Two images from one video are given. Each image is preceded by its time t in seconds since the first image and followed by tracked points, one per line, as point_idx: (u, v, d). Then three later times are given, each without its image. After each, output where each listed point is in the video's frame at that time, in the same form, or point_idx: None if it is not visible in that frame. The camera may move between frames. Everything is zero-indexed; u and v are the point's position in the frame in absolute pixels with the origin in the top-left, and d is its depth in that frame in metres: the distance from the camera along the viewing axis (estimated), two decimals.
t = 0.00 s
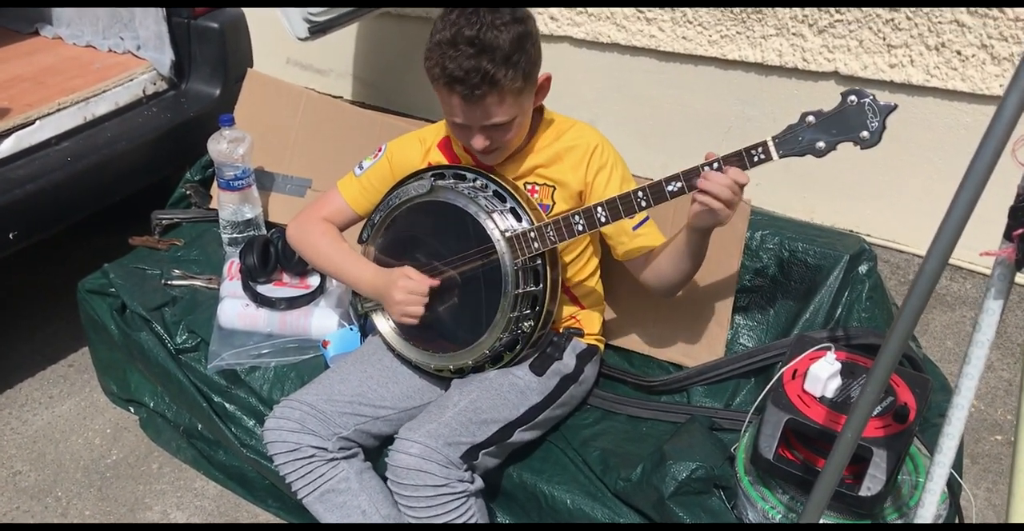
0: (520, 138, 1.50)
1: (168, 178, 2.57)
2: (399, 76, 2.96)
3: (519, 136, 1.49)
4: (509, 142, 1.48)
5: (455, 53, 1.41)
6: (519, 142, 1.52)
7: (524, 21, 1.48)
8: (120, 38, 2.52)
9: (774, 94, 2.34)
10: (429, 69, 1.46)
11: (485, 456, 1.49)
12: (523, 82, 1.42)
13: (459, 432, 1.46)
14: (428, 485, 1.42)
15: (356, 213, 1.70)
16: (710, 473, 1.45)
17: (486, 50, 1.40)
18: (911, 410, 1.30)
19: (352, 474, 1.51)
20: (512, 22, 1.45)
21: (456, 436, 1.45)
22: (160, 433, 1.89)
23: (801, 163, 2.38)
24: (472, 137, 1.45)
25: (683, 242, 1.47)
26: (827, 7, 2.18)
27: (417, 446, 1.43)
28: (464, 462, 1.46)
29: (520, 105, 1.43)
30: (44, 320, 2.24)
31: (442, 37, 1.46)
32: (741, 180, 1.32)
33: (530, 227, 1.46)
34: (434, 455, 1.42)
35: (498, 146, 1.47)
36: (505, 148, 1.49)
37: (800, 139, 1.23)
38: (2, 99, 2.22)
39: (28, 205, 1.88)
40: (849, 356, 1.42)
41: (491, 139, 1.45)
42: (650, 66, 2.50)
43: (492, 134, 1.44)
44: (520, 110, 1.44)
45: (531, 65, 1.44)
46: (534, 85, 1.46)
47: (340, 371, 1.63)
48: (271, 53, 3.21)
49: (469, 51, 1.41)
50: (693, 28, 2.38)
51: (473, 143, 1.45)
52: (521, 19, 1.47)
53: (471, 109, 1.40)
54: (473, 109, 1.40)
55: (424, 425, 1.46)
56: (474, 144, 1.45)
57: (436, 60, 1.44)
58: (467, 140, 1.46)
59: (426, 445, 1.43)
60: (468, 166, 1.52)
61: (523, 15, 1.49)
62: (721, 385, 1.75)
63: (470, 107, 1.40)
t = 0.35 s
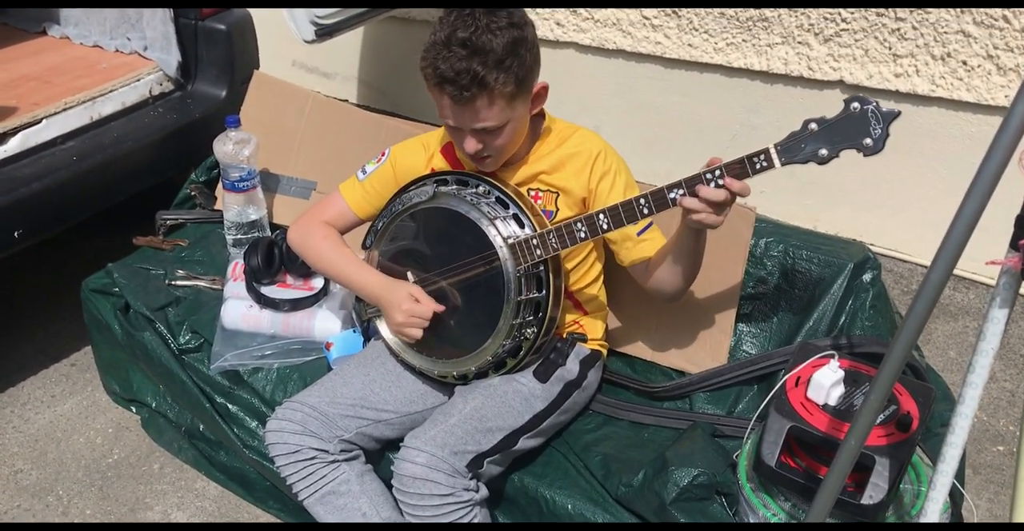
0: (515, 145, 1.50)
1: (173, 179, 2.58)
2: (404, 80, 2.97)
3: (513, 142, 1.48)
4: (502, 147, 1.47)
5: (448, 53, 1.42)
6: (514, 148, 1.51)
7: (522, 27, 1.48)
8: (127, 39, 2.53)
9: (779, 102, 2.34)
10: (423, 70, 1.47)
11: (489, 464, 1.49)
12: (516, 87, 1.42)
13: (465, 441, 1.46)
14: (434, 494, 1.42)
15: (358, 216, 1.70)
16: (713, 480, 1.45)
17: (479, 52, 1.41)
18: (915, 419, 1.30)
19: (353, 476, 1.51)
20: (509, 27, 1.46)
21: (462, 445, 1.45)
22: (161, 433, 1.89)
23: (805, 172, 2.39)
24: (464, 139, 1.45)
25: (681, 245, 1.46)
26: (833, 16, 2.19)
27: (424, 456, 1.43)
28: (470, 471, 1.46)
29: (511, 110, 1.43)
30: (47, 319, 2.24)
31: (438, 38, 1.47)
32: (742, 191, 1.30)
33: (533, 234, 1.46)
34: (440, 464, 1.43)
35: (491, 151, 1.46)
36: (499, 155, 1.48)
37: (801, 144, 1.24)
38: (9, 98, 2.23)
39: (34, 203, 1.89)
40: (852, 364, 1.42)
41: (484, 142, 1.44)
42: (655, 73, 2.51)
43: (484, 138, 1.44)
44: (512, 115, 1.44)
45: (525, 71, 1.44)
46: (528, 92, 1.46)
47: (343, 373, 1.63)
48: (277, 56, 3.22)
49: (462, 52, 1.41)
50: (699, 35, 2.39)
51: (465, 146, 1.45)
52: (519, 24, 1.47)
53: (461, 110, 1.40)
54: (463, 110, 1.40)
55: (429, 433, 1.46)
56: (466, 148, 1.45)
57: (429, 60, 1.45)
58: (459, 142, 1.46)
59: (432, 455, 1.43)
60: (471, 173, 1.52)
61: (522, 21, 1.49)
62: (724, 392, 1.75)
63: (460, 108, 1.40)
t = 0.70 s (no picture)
0: (517, 151, 1.49)
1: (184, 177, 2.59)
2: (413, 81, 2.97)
3: (513, 148, 1.47)
4: (500, 151, 1.46)
5: (452, 52, 1.45)
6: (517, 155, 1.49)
7: (530, 36, 1.48)
8: (138, 37, 2.55)
9: (788, 108, 2.35)
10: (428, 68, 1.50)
11: (493, 470, 1.50)
12: (515, 92, 1.42)
13: (468, 448, 1.46)
14: (437, 501, 1.43)
15: (368, 216, 1.71)
16: (718, 484, 1.45)
17: (480, 53, 1.43)
18: (921, 426, 1.29)
19: (358, 475, 1.52)
20: (516, 34, 1.47)
21: (465, 452, 1.46)
22: (169, 431, 1.90)
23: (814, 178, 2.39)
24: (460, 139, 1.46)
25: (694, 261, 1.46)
26: (843, 23, 2.19)
27: (427, 463, 1.43)
28: (473, 478, 1.47)
29: (509, 114, 1.43)
30: (56, 315, 2.25)
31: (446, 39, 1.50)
32: (759, 213, 1.29)
33: (542, 244, 1.47)
34: (443, 471, 1.43)
35: (488, 154, 1.46)
36: (497, 159, 1.47)
37: (816, 169, 1.21)
38: (21, 95, 2.24)
39: (45, 200, 1.90)
40: (859, 370, 1.42)
41: (480, 144, 1.44)
42: (664, 77, 2.51)
43: (479, 140, 1.44)
44: (510, 120, 1.43)
45: (526, 77, 1.44)
46: (530, 99, 1.45)
47: (350, 373, 1.64)
48: (288, 56, 3.24)
49: (464, 52, 1.43)
50: (709, 40, 2.39)
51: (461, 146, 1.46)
52: (527, 33, 1.48)
53: (456, 108, 1.42)
54: (458, 109, 1.42)
55: (434, 441, 1.46)
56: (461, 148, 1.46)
57: (434, 57, 1.48)
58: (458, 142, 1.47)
59: (435, 462, 1.43)
60: (481, 179, 1.53)
61: (532, 31, 1.50)
62: (730, 397, 1.76)
63: (456, 107, 1.42)
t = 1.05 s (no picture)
0: (532, 153, 1.51)
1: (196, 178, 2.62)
2: (425, 84, 2.99)
3: (529, 151, 1.49)
4: (516, 153, 1.48)
5: (484, 50, 1.45)
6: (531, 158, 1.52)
7: (564, 45, 1.49)
8: (153, 38, 2.57)
9: (798, 112, 2.35)
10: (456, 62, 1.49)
11: (502, 472, 1.50)
12: (542, 99, 1.44)
13: (477, 450, 1.47)
14: (446, 502, 1.44)
15: (379, 219, 1.72)
16: (728, 485, 1.45)
17: (513, 56, 1.43)
18: (931, 429, 1.30)
19: (368, 474, 1.53)
20: (550, 41, 1.48)
21: (473, 453, 1.47)
22: (180, 429, 1.91)
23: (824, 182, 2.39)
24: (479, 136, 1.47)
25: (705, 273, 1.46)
26: (854, 28, 2.19)
27: (435, 464, 1.45)
28: (481, 479, 1.48)
29: (532, 120, 1.44)
30: (69, 313, 2.28)
31: (479, 36, 1.50)
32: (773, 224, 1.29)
33: (553, 250, 1.47)
34: (451, 473, 1.44)
35: (505, 154, 1.48)
36: (512, 160, 1.49)
37: (831, 184, 1.21)
38: (37, 95, 2.27)
39: (61, 199, 1.92)
40: (869, 373, 1.42)
41: (498, 143, 1.46)
42: (675, 80, 2.52)
43: (499, 140, 1.45)
44: (532, 125, 1.45)
45: (555, 86, 1.46)
46: (554, 107, 1.47)
47: (361, 372, 1.66)
48: (300, 58, 3.26)
49: (497, 52, 1.44)
50: (719, 44, 2.40)
51: (479, 142, 1.46)
52: (560, 41, 1.49)
53: (482, 106, 1.43)
54: (485, 107, 1.43)
55: (443, 444, 1.47)
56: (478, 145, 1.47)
57: (465, 51, 1.48)
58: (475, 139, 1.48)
59: (443, 463, 1.44)
60: (493, 183, 1.54)
61: (565, 38, 1.51)
62: (740, 399, 1.76)
63: (482, 105, 1.42)
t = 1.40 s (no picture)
0: (551, 153, 1.53)
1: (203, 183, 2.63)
2: (431, 90, 3.01)
3: (551, 150, 1.51)
4: (541, 153, 1.50)
5: (511, 49, 1.44)
6: (550, 157, 1.54)
7: (581, 39, 1.52)
8: (160, 45, 2.60)
9: (803, 117, 2.35)
10: (478, 62, 1.48)
11: (504, 476, 1.51)
12: (571, 95, 1.47)
13: (479, 454, 1.47)
14: (448, 507, 1.44)
15: (383, 225, 1.73)
16: (731, 490, 1.45)
17: (542, 53, 1.44)
18: (935, 434, 1.29)
19: (372, 477, 1.54)
20: (568, 34, 1.50)
21: (476, 458, 1.47)
22: (186, 433, 1.92)
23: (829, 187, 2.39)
24: (509, 137, 1.46)
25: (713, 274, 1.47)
26: (860, 34, 2.19)
27: (437, 468, 1.45)
28: (484, 483, 1.47)
29: (561, 117, 1.47)
30: (76, 318, 2.29)
31: (500, 34, 1.49)
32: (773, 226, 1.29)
33: (555, 253, 1.48)
34: (453, 477, 1.44)
35: (531, 155, 1.49)
36: (536, 160, 1.51)
37: (830, 184, 1.22)
38: (45, 101, 2.29)
39: (69, 204, 1.93)
40: (873, 378, 1.42)
41: (527, 144, 1.47)
42: (680, 86, 2.52)
43: (529, 140, 1.47)
44: (561, 122, 1.48)
45: (579, 80, 1.49)
46: (575, 103, 1.50)
47: (364, 377, 1.66)
48: (307, 64, 3.28)
49: (526, 50, 1.44)
50: (725, 49, 2.40)
51: (509, 144, 1.46)
52: (577, 34, 1.52)
53: (518, 106, 1.43)
54: (520, 107, 1.43)
55: (446, 447, 1.47)
56: (508, 147, 1.47)
57: (490, 51, 1.46)
58: (501, 140, 1.48)
59: (446, 467, 1.44)
60: (496, 187, 1.54)
61: (580, 31, 1.53)
62: (743, 404, 1.76)
63: (517, 105, 1.42)
